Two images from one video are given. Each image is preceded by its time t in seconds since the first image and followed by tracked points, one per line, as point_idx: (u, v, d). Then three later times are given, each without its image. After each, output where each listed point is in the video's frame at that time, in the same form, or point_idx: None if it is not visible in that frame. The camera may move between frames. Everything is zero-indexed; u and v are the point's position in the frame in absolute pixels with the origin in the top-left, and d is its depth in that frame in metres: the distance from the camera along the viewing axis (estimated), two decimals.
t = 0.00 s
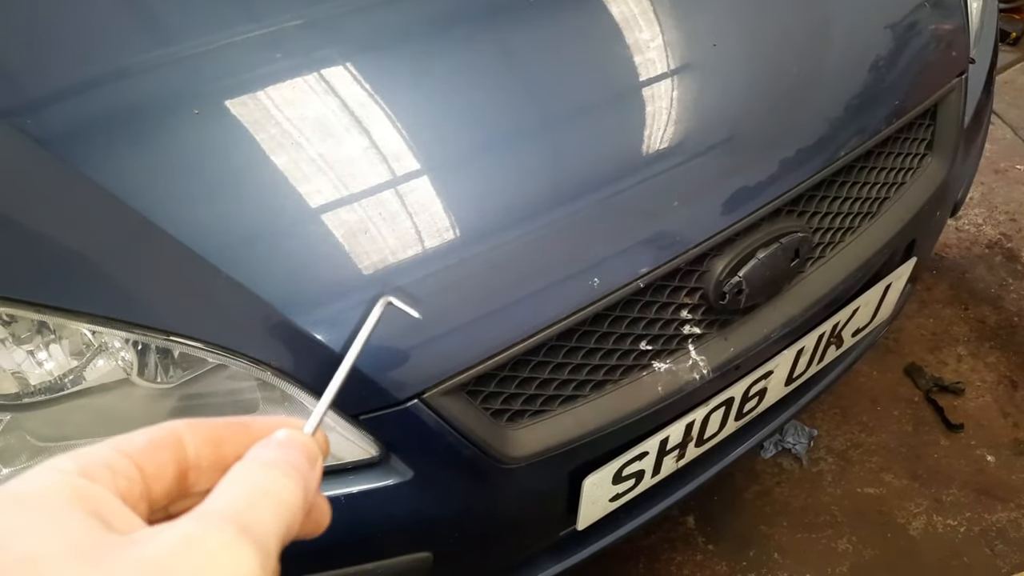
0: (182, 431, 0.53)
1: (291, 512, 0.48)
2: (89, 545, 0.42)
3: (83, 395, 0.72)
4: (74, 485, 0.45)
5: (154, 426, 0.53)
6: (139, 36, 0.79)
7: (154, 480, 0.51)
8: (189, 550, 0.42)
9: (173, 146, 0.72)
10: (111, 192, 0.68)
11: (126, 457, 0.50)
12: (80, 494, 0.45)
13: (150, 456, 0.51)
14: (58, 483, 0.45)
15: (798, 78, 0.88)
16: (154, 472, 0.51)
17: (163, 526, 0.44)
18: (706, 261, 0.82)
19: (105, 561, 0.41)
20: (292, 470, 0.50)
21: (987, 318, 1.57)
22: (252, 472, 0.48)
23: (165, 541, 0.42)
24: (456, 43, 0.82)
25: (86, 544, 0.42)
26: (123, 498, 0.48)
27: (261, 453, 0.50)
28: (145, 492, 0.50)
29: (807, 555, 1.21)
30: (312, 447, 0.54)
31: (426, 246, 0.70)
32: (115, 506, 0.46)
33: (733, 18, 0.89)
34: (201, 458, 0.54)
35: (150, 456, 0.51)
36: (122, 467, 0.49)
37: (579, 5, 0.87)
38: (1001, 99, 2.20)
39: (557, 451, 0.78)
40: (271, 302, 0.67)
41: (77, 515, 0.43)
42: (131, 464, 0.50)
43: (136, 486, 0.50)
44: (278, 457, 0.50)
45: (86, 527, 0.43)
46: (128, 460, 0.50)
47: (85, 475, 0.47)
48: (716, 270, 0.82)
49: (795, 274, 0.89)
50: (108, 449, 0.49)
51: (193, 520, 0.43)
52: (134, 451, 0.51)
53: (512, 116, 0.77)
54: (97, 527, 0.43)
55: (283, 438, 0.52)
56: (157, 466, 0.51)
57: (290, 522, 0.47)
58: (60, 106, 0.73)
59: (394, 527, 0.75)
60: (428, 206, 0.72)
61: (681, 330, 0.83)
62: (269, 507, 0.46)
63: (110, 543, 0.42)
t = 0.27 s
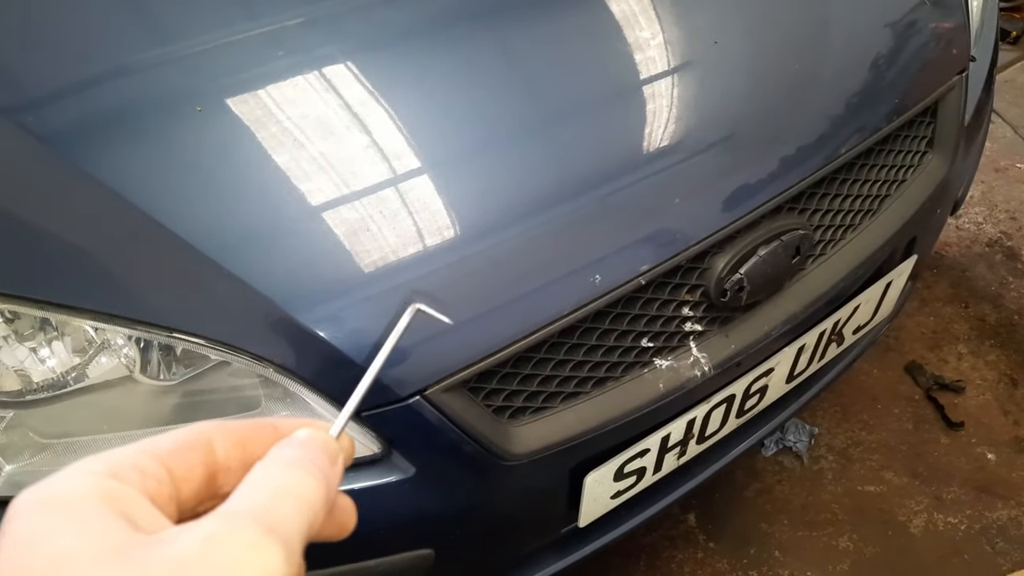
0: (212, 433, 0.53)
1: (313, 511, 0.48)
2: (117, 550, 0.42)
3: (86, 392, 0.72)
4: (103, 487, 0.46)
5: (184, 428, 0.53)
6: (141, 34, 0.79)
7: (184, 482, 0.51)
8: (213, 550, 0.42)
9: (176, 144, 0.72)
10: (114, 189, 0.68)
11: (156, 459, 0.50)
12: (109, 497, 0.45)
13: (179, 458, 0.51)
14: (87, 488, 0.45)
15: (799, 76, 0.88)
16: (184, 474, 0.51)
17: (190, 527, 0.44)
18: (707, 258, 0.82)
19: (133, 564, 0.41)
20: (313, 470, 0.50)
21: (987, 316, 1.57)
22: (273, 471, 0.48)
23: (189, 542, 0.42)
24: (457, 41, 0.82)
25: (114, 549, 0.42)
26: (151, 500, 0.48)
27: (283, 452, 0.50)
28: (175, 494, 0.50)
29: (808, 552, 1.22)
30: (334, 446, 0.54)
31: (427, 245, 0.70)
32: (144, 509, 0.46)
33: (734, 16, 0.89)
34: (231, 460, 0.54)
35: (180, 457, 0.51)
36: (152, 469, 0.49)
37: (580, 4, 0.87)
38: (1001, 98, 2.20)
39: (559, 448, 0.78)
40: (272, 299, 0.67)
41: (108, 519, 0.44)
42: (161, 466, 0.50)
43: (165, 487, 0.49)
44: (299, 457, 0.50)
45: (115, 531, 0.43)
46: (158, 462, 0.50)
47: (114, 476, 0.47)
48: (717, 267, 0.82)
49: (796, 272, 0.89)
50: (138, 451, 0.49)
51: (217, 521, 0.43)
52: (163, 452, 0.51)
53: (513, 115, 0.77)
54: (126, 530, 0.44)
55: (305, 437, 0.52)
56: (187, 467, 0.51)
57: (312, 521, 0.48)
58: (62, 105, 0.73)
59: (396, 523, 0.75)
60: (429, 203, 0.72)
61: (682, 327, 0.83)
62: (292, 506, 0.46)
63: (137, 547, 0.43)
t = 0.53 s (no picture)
0: (219, 430, 0.53)
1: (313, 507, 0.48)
2: (121, 547, 0.42)
3: (87, 392, 0.72)
4: (109, 483, 0.46)
5: (190, 426, 0.53)
6: (141, 35, 0.80)
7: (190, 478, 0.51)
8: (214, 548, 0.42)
9: (177, 145, 0.72)
10: (116, 190, 0.69)
11: (162, 456, 0.50)
12: (115, 493, 0.46)
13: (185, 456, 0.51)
14: (91, 484, 0.45)
15: (799, 76, 0.89)
16: (191, 471, 0.51)
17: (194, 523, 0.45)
18: (708, 258, 0.82)
19: (136, 562, 0.41)
20: (314, 465, 0.50)
21: (987, 317, 1.57)
22: (273, 467, 0.48)
23: (191, 539, 0.43)
24: (457, 41, 0.82)
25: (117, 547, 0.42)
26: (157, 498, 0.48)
27: (285, 448, 0.51)
28: (180, 491, 0.51)
29: (808, 552, 1.22)
30: (334, 443, 0.54)
31: (427, 245, 0.71)
32: (148, 506, 0.46)
33: (734, 16, 0.89)
34: (237, 457, 0.54)
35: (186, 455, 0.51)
36: (158, 466, 0.49)
37: (580, 4, 0.87)
38: (1001, 98, 2.20)
39: (559, 448, 0.78)
40: (273, 299, 0.67)
41: (113, 515, 0.44)
42: (167, 463, 0.50)
43: (170, 485, 0.50)
44: (300, 452, 0.50)
45: (120, 526, 0.44)
46: (164, 460, 0.50)
47: (120, 473, 0.47)
48: (717, 267, 0.82)
49: (796, 272, 0.89)
50: (144, 448, 0.50)
51: (219, 517, 0.44)
52: (169, 450, 0.51)
53: (513, 115, 0.77)
54: (130, 526, 0.44)
55: (305, 433, 0.52)
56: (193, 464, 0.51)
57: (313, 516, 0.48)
58: (62, 105, 0.73)
59: (397, 522, 0.75)
60: (429, 203, 0.72)
61: (683, 327, 0.83)
62: (292, 503, 0.46)
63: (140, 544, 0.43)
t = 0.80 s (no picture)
0: (221, 427, 0.53)
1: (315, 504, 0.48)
2: (123, 545, 0.42)
3: (87, 393, 0.72)
4: (109, 482, 0.46)
5: (191, 424, 0.53)
6: (141, 35, 0.79)
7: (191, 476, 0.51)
8: (215, 545, 0.42)
9: (178, 146, 0.72)
10: (117, 192, 0.69)
11: (163, 454, 0.50)
12: (116, 491, 0.45)
13: (186, 453, 0.51)
14: (91, 482, 0.45)
15: (800, 77, 0.88)
16: (192, 470, 0.51)
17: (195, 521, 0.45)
18: (709, 259, 0.82)
19: (137, 560, 0.41)
20: (314, 462, 0.50)
21: (988, 318, 1.56)
22: (273, 464, 0.48)
23: (192, 537, 0.43)
24: (458, 42, 0.82)
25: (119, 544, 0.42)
26: (158, 496, 0.48)
27: (285, 445, 0.50)
28: (182, 490, 0.51)
29: (809, 553, 1.21)
30: (333, 440, 0.54)
31: (428, 245, 0.71)
32: (150, 504, 0.46)
33: (735, 17, 0.89)
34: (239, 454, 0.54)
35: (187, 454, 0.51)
36: (159, 464, 0.49)
37: (582, 5, 0.87)
38: (1003, 99, 2.20)
39: (559, 449, 0.78)
40: (274, 300, 0.67)
41: (114, 513, 0.44)
42: (168, 462, 0.50)
43: (172, 484, 0.50)
44: (300, 450, 0.50)
45: (121, 525, 0.43)
46: (165, 458, 0.50)
47: (120, 471, 0.47)
48: (718, 268, 0.82)
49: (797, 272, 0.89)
50: (145, 446, 0.50)
51: (219, 516, 0.44)
52: (171, 448, 0.51)
53: (514, 116, 0.77)
54: (131, 525, 0.44)
55: (305, 431, 0.52)
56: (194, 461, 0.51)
57: (314, 513, 0.48)
58: (62, 105, 0.73)
59: (397, 523, 0.75)
60: (430, 204, 0.72)
61: (684, 328, 0.83)
62: (292, 499, 0.46)
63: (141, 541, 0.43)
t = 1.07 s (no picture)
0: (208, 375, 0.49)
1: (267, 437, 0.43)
2: (70, 506, 0.40)
3: (87, 396, 0.71)
4: (71, 438, 0.43)
5: (175, 376, 0.50)
6: (141, 36, 0.79)
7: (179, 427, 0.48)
8: (155, 495, 0.39)
9: (178, 148, 0.72)
10: (117, 195, 0.69)
11: (140, 406, 0.47)
12: (75, 447, 0.43)
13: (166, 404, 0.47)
14: (50, 441, 0.43)
15: (800, 78, 0.88)
16: (176, 420, 0.47)
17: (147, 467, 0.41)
18: (710, 260, 0.82)
19: (82, 520, 0.39)
20: (269, 398, 0.44)
21: (988, 319, 1.55)
22: (215, 405, 0.43)
23: (133, 489, 0.40)
24: (458, 43, 0.82)
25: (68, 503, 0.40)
26: (135, 450, 0.45)
27: (240, 373, 0.45)
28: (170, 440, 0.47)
29: (809, 554, 1.21)
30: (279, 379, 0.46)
31: (428, 247, 0.70)
32: (115, 456, 0.44)
33: (735, 18, 0.89)
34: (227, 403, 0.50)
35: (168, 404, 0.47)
36: (132, 415, 0.46)
37: (582, 6, 0.87)
38: (1003, 100, 2.20)
39: (559, 452, 0.78)
40: (273, 302, 0.67)
41: (67, 471, 0.42)
42: (145, 412, 0.47)
43: (154, 435, 0.46)
44: (253, 379, 0.45)
45: (70, 484, 0.41)
46: (143, 409, 0.47)
47: (87, 428, 0.45)
48: (719, 270, 0.81)
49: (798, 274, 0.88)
50: (119, 401, 0.47)
51: (162, 460, 0.40)
52: (150, 399, 0.47)
53: (513, 117, 0.77)
54: (85, 481, 0.41)
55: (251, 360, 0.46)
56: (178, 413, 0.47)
57: (271, 447, 0.43)
58: (63, 108, 0.73)
59: (397, 525, 0.75)
60: (430, 206, 0.72)
61: (684, 329, 0.82)
62: (239, 432, 0.41)
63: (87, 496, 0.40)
